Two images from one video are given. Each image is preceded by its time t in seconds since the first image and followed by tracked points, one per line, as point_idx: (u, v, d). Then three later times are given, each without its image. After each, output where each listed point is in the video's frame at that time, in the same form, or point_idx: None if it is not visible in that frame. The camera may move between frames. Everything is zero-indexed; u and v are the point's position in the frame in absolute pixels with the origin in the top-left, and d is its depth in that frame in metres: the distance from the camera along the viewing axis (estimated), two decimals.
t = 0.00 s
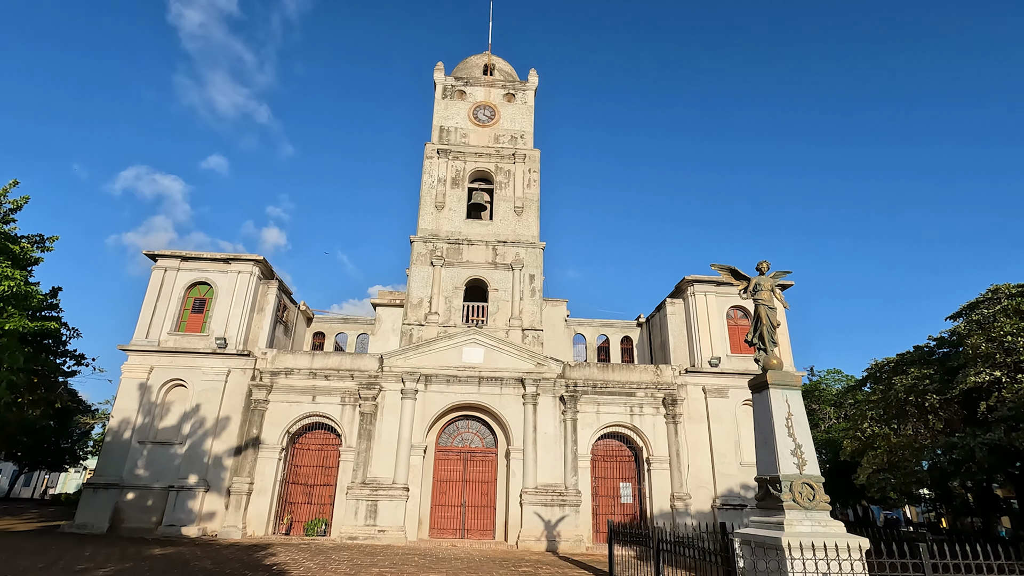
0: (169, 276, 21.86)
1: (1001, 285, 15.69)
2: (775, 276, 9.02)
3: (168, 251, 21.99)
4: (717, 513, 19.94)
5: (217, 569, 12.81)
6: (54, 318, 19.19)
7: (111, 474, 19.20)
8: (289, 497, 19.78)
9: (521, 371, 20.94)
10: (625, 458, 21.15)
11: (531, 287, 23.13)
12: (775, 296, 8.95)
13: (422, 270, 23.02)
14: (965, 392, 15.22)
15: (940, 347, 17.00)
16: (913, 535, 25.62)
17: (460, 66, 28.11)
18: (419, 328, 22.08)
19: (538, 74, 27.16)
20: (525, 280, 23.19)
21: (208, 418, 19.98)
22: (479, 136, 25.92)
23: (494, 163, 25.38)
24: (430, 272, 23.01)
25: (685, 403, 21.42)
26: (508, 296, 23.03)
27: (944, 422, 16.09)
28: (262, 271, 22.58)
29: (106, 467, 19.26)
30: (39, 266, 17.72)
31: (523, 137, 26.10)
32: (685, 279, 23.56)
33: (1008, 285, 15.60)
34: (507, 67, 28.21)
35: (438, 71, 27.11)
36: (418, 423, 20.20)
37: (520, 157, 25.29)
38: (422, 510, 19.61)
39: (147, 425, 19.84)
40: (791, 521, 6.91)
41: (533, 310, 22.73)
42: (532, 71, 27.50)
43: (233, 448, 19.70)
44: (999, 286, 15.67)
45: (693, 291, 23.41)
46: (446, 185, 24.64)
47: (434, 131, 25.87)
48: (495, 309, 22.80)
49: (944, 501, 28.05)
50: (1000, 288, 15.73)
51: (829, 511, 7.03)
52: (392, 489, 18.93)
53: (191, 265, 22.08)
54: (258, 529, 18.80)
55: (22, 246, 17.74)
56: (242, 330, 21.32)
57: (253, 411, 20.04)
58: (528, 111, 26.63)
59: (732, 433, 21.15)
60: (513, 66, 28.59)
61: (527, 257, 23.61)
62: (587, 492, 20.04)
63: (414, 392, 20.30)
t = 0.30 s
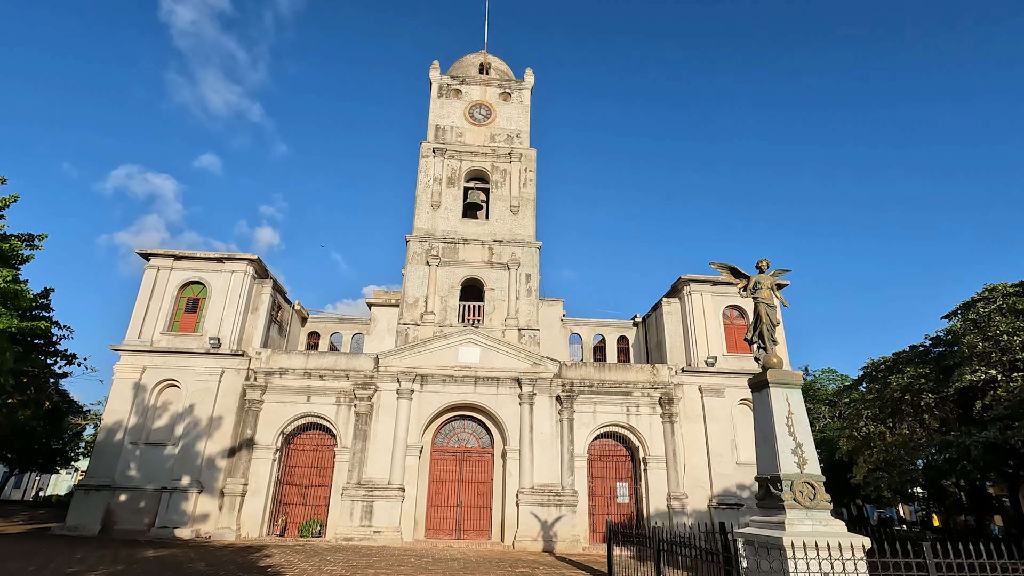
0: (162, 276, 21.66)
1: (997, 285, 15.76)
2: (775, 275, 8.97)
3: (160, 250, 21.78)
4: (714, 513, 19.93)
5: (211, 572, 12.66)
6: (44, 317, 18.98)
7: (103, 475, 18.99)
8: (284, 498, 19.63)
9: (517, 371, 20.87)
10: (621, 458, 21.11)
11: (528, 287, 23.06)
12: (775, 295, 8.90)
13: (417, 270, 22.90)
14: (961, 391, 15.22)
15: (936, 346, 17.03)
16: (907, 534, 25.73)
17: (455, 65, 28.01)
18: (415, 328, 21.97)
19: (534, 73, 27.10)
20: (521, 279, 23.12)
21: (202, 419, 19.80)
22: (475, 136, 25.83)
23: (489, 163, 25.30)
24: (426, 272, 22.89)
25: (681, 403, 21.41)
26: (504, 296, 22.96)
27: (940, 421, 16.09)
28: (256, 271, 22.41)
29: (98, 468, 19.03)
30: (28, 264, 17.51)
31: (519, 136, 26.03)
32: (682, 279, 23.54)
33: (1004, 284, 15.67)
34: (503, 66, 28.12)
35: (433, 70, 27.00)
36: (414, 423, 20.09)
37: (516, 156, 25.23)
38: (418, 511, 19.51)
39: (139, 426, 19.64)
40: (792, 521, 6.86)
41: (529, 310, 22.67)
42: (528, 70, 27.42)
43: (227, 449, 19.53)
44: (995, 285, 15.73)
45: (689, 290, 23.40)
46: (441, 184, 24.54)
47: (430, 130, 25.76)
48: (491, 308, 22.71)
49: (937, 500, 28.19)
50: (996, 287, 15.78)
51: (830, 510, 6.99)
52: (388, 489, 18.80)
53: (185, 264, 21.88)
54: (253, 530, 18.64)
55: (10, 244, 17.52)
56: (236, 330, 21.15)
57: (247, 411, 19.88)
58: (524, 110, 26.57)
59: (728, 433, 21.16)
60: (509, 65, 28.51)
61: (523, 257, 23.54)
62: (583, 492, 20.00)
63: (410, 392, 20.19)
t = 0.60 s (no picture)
0: (158, 275, 21.55)
1: (993, 281, 15.79)
2: (773, 272, 8.93)
3: (156, 249, 21.67)
4: (712, 510, 19.95)
5: (207, 572, 12.60)
6: (38, 316, 18.90)
7: (98, 476, 18.89)
8: (281, 497, 19.56)
9: (515, 369, 20.86)
10: (619, 456, 21.12)
11: (525, 285, 23.03)
12: (773, 292, 8.86)
13: (414, 268, 22.82)
14: (958, 388, 15.23)
15: (933, 343, 17.05)
16: (904, 531, 25.79)
17: (452, 63, 27.94)
18: (412, 327, 21.91)
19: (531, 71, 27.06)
20: (518, 277, 23.09)
21: (199, 418, 19.73)
22: (472, 134, 25.78)
23: (487, 161, 25.25)
24: (423, 270, 22.83)
25: (679, 400, 21.44)
26: (501, 294, 22.92)
27: (936, 418, 16.10)
28: (252, 270, 22.32)
29: (93, 469, 18.92)
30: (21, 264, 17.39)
31: (516, 134, 25.99)
32: (679, 277, 23.55)
33: (1000, 281, 15.71)
34: (500, 63, 28.06)
35: (430, 68, 26.94)
36: (412, 422, 20.02)
37: (513, 154, 25.19)
38: (416, 510, 19.47)
39: (135, 426, 19.55)
40: (791, 518, 6.86)
41: (527, 308, 22.64)
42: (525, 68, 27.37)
43: (223, 449, 19.46)
44: (991, 282, 15.76)
45: (686, 288, 23.40)
46: (438, 182, 24.47)
47: (427, 128, 25.70)
48: (488, 307, 22.67)
49: (933, 497, 28.31)
50: (992, 284, 15.80)
51: (829, 507, 6.98)
52: (386, 488, 18.77)
53: (180, 263, 21.77)
54: (250, 530, 18.59)
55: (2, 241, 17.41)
56: (232, 329, 21.06)
57: (244, 410, 19.81)
58: (521, 108, 26.53)
59: (726, 431, 21.18)
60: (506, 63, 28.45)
61: (520, 255, 23.51)
62: (581, 490, 20.01)
63: (407, 391, 20.14)
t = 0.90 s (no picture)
0: (156, 276, 21.51)
1: (991, 278, 15.82)
2: (772, 270, 8.90)
3: (154, 251, 21.64)
4: (712, 508, 19.97)
5: (207, 573, 12.59)
6: (35, 317, 18.89)
7: (98, 478, 18.86)
8: (281, 498, 19.56)
9: (514, 369, 20.86)
10: (619, 455, 21.12)
11: (524, 284, 23.02)
12: (772, 290, 8.85)
13: (413, 268, 22.80)
14: (957, 384, 15.22)
15: (932, 340, 17.06)
16: (904, 528, 25.84)
17: (450, 63, 27.92)
18: (411, 327, 21.90)
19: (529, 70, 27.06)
20: (517, 277, 23.09)
21: (198, 419, 19.71)
22: (470, 133, 25.76)
23: (485, 160, 25.23)
24: (422, 270, 22.81)
25: (678, 399, 21.45)
26: (500, 294, 22.90)
27: (935, 415, 16.10)
28: (251, 270, 22.30)
29: (93, 471, 18.89)
30: (19, 267, 17.36)
31: (514, 134, 25.98)
32: (678, 275, 23.55)
33: (998, 278, 15.74)
34: (498, 63, 28.04)
35: (428, 67, 26.92)
36: (411, 422, 20.00)
37: (511, 154, 25.18)
38: (416, 510, 19.47)
39: (134, 427, 19.53)
40: (790, 516, 6.86)
41: (526, 308, 22.63)
42: (523, 67, 27.36)
43: (223, 450, 19.45)
44: (989, 278, 15.79)
45: (685, 287, 23.41)
46: (437, 182, 24.46)
47: (425, 127, 25.68)
48: (487, 306, 22.65)
49: (932, 493, 28.37)
50: (990, 281, 15.82)
51: (829, 505, 6.98)
52: (386, 489, 18.76)
53: (179, 264, 21.74)
54: (250, 531, 18.57)
55: None
56: (231, 330, 21.04)
57: (243, 411, 19.79)
58: (519, 108, 26.52)
59: (726, 429, 21.19)
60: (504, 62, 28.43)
61: (519, 254, 23.50)
62: (582, 490, 20.03)
63: (407, 391, 20.13)
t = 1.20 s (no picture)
0: (154, 278, 21.47)
1: (990, 275, 15.81)
2: (771, 267, 8.87)
3: (153, 252, 21.61)
4: (712, 507, 19.97)
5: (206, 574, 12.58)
6: (34, 320, 18.86)
7: (97, 480, 18.84)
8: (280, 499, 19.53)
9: (514, 368, 20.85)
10: (619, 454, 21.11)
11: (523, 284, 23.00)
12: (771, 288, 8.82)
13: (412, 268, 22.78)
14: (956, 381, 15.21)
15: (931, 338, 17.04)
16: (904, 525, 25.84)
17: (448, 62, 27.90)
18: (411, 327, 21.89)
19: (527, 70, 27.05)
20: (516, 276, 23.06)
21: (198, 421, 19.67)
22: (468, 133, 25.75)
23: (483, 160, 25.21)
24: (421, 270, 22.78)
25: (678, 397, 21.44)
26: (499, 294, 22.86)
27: (935, 412, 16.09)
28: (250, 271, 22.27)
29: (92, 473, 18.86)
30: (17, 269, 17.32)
31: (513, 133, 25.96)
32: (677, 274, 23.54)
33: (997, 275, 15.73)
34: (495, 62, 28.02)
35: (426, 67, 26.90)
36: (411, 422, 19.97)
37: (510, 153, 25.17)
38: (416, 510, 19.45)
39: (134, 429, 19.51)
40: (790, 513, 6.85)
41: (525, 307, 22.61)
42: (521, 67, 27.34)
43: (223, 451, 19.43)
44: (987, 275, 15.79)
45: (684, 285, 23.41)
46: (435, 182, 24.43)
47: (423, 127, 25.67)
48: (486, 306, 22.61)
49: (932, 490, 28.38)
50: (989, 277, 15.82)
51: (829, 502, 6.97)
52: (385, 489, 18.76)
53: (177, 266, 21.71)
54: (250, 532, 18.55)
55: None
56: (230, 331, 21.01)
57: (243, 412, 19.76)
58: (517, 107, 26.50)
59: (726, 427, 21.18)
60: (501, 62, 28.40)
61: (518, 254, 23.47)
62: (582, 488, 20.02)
63: (406, 391, 20.13)
